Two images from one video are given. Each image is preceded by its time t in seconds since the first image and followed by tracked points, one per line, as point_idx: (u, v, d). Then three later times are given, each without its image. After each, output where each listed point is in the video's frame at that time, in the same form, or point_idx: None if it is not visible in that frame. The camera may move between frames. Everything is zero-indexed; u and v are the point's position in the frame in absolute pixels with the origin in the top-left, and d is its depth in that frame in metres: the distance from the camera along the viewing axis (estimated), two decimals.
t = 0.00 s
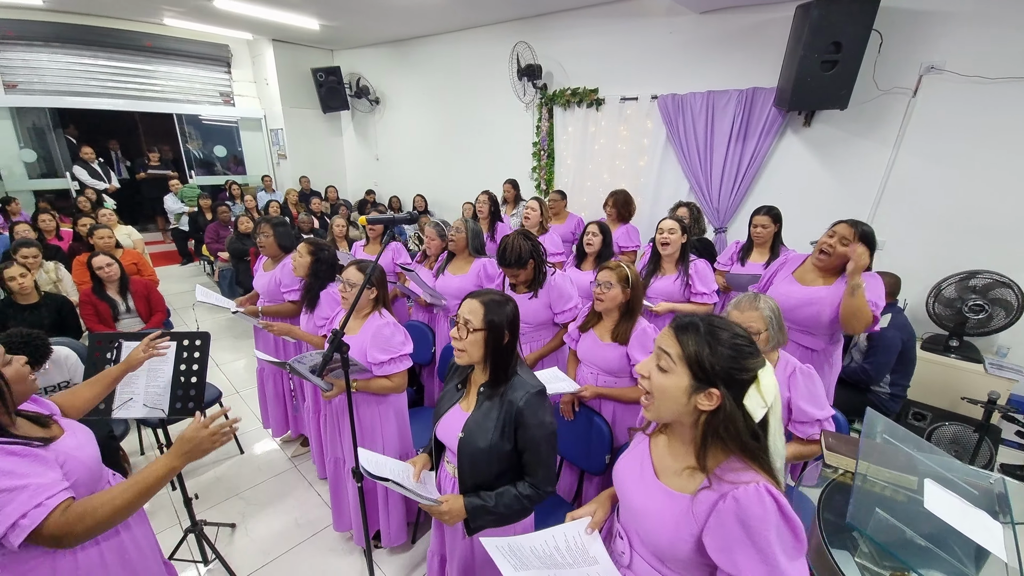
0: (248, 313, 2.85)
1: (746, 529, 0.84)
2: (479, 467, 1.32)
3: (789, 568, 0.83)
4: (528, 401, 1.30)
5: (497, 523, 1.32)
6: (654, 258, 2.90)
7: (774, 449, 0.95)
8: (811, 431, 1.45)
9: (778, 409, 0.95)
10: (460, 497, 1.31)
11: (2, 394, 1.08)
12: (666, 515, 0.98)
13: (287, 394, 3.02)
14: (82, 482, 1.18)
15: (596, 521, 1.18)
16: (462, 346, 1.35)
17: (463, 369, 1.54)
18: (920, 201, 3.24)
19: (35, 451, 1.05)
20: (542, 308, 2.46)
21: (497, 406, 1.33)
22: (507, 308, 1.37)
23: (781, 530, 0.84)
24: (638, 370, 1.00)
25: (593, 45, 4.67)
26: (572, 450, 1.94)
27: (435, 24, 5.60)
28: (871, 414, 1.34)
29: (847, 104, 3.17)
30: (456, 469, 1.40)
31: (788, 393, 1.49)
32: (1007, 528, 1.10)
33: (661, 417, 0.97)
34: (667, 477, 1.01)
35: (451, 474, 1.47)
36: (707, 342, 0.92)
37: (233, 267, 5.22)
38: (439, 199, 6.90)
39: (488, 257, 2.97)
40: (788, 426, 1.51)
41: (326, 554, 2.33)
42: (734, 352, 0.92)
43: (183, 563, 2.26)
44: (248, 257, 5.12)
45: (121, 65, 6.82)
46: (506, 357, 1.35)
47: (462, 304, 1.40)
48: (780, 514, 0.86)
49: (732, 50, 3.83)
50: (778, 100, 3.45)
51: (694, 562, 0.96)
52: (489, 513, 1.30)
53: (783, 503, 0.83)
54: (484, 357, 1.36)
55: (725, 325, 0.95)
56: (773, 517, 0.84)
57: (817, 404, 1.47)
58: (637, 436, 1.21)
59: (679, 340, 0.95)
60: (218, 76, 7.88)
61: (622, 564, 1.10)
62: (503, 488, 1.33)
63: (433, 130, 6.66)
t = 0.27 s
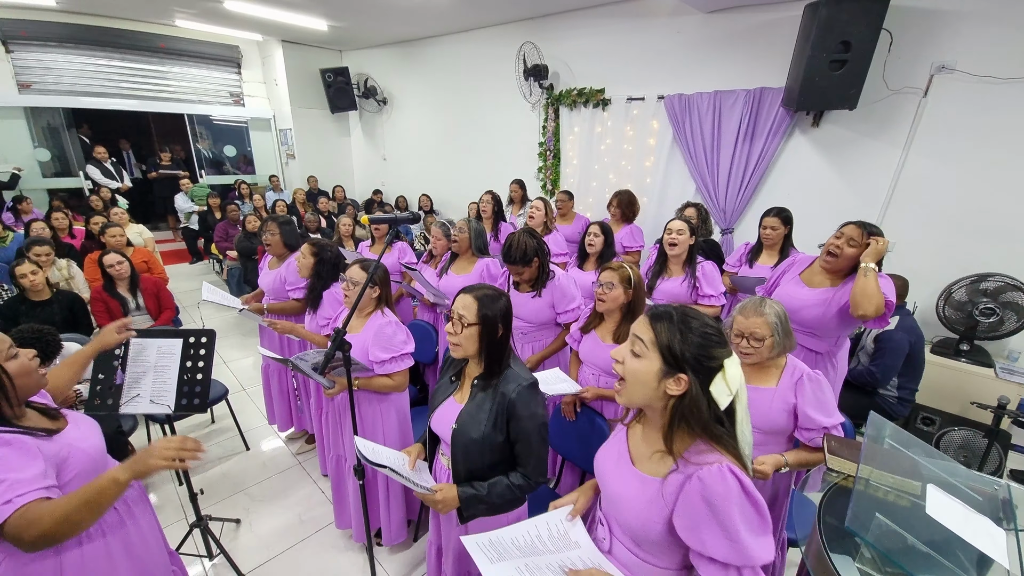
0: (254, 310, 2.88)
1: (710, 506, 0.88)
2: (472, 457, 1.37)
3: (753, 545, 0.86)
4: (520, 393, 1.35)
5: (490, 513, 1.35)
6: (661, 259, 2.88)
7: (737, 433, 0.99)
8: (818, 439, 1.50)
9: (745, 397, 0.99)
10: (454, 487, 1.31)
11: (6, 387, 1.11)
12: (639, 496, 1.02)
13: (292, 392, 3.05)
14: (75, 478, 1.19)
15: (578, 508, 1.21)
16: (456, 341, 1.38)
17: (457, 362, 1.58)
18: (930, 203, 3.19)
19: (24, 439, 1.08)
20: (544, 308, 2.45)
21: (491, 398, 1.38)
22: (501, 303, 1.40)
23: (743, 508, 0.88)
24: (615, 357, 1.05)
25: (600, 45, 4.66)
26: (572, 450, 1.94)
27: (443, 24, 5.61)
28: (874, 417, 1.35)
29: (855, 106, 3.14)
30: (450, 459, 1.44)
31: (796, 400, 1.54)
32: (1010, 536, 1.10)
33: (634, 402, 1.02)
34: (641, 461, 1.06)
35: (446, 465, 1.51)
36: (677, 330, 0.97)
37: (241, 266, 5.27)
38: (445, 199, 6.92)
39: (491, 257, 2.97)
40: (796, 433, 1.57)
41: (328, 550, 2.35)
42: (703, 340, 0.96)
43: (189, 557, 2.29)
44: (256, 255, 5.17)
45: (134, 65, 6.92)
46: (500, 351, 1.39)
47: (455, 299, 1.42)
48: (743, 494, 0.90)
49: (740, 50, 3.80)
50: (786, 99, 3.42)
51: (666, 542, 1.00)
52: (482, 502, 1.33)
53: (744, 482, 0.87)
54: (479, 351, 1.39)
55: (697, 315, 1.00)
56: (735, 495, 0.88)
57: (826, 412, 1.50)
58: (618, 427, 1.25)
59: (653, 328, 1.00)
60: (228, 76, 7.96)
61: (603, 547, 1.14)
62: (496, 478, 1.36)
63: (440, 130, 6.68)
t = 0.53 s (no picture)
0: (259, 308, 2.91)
1: (675, 484, 0.91)
2: (463, 448, 1.38)
3: (712, 525, 0.89)
4: (511, 386, 1.37)
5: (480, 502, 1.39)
6: (671, 259, 2.86)
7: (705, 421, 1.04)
8: (819, 444, 1.50)
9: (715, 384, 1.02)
10: (445, 474, 1.38)
11: None
12: (610, 477, 1.04)
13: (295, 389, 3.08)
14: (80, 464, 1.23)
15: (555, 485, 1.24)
16: (450, 334, 1.41)
17: (450, 355, 1.60)
18: (939, 204, 3.16)
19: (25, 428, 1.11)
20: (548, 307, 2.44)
21: (482, 391, 1.39)
22: (493, 298, 1.42)
23: (705, 489, 0.92)
24: (594, 342, 1.06)
25: (605, 45, 4.65)
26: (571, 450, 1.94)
27: (449, 25, 5.64)
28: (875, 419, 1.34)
29: (863, 104, 3.11)
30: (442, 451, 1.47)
31: (800, 405, 1.54)
32: (1010, 540, 1.10)
33: (609, 386, 1.04)
34: (614, 445, 1.08)
35: (439, 457, 1.54)
36: (655, 318, 0.99)
37: (248, 264, 5.32)
38: (450, 199, 6.94)
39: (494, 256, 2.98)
40: (799, 437, 1.56)
41: (330, 547, 2.37)
42: (678, 328, 0.99)
43: (192, 551, 2.32)
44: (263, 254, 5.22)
45: (144, 66, 7.02)
46: (492, 345, 1.41)
47: (449, 293, 1.45)
48: (707, 475, 0.93)
49: (746, 50, 3.78)
50: (793, 100, 3.39)
51: (633, 522, 1.02)
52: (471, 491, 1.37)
53: (708, 463, 0.90)
54: (471, 345, 1.41)
55: (673, 306, 1.02)
56: (698, 475, 0.91)
57: (830, 417, 1.49)
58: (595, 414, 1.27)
59: (632, 315, 1.02)
60: (237, 77, 8.03)
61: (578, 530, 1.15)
62: (486, 469, 1.39)
63: (446, 130, 6.70)
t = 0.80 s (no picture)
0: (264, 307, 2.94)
1: (655, 468, 0.93)
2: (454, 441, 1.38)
3: (689, 507, 0.91)
4: (502, 380, 1.38)
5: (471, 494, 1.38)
6: (682, 259, 2.84)
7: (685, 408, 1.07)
8: (819, 446, 1.50)
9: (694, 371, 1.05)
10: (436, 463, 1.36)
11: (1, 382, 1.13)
12: (593, 463, 1.05)
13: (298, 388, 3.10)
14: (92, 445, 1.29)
15: (539, 466, 1.26)
16: (440, 330, 1.41)
17: (442, 352, 1.61)
18: (945, 204, 3.13)
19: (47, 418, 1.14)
20: (551, 306, 2.44)
21: (473, 385, 1.40)
22: (485, 296, 1.44)
23: (684, 472, 0.94)
24: (579, 335, 1.08)
25: (609, 45, 4.65)
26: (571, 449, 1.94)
27: (453, 25, 5.65)
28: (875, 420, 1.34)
29: (869, 104, 3.07)
30: (434, 444, 1.47)
31: (802, 406, 1.53)
32: (1011, 542, 1.09)
33: (592, 376, 1.06)
34: (599, 433, 1.09)
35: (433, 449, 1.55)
36: (635, 311, 1.02)
37: (254, 263, 5.35)
38: (454, 199, 6.96)
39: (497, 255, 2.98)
40: (801, 440, 1.56)
41: (332, 545, 2.39)
42: (658, 319, 1.02)
43: (197, 547, 2.34)
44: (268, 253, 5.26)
45: (152, 67, 7.09)
46: (484, 341, 1.43)
47: (442, 289, 1.46)
48: (685, 459, 0.95)
49: (751, 49, 3.76)
50: (798, 99, 3.37)
51: (615, 508, 1.02)
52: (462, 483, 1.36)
53: (687, 447, 0.93)
54: (463, 341, 1.42)
55: (653, 298, 1.05)
56: (677, 458, 0.93)
57: (831, 419, 1.49)
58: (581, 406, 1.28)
59: (614, 308, 1.04)
60: (243, 77, 8.08)
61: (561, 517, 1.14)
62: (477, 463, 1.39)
63: (450, 130, 6.72)
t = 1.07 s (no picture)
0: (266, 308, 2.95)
1: (639, 463, 0.93)
2: (448, 443, 1.38)
3: (675, 499, 0.91)
4: (493, 380, 1.38)
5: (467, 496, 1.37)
6: (687, 263, 2.84)
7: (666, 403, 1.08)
8: (819, 451, 1.50)
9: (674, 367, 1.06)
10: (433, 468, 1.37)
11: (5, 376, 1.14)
12: (579, 460, 1.05)
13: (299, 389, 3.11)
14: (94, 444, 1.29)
15: (529, 470, 1.27)
16: (432, 331, 1.44)
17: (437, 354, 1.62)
18: (949, 207, 3.11)
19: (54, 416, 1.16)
20: (552, 307, 2.44)
21: (465, 387, 1.40)
22: (478, 298, 1.44)
23: (666, 466, 0.94)
24: (562, 333, 1.07)
25: (611, 46, 4.64)
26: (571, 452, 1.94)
27: (456, 26, 5.66)
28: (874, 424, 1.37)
29: (872, 105, 3.05)
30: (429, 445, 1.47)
31: (803, 411, 1.52)
32: (1010, 549, 1.08)
33: (576, 375, 1.06)
34: (585, 430, 1.09)
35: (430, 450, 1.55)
36: (617, 308, 1.01)
37: (256, 264, 5.37)
38: (457, 200, 6.96)
39: (498, 257, 2.98)
40: (802, 445, 1.55)
41: (331, 546, 2.39)
42: (639, 317, 1.02)
43: (197, 547, 2.34)
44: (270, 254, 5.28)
45: (157, 68, 7.12)
46: (474, 343, 1.44)
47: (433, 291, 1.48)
48: (667, 453, 0.95)
49: (753, 50, 3.75)
50: (800, 100, 3.36)
51: (603, 504, 1.02)
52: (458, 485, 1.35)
53: (669, 441, 0.93)
54: (453, 343, 1.45)
55: (634, 296, 1.05)
56: (659, 453, 0.94)
57: (832, 424, 1.48)
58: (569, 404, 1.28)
59: (596, 306, 1.04)
60: (247, 78, 8.11)
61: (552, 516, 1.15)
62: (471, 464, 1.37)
63: (452, 131, 6.73)
